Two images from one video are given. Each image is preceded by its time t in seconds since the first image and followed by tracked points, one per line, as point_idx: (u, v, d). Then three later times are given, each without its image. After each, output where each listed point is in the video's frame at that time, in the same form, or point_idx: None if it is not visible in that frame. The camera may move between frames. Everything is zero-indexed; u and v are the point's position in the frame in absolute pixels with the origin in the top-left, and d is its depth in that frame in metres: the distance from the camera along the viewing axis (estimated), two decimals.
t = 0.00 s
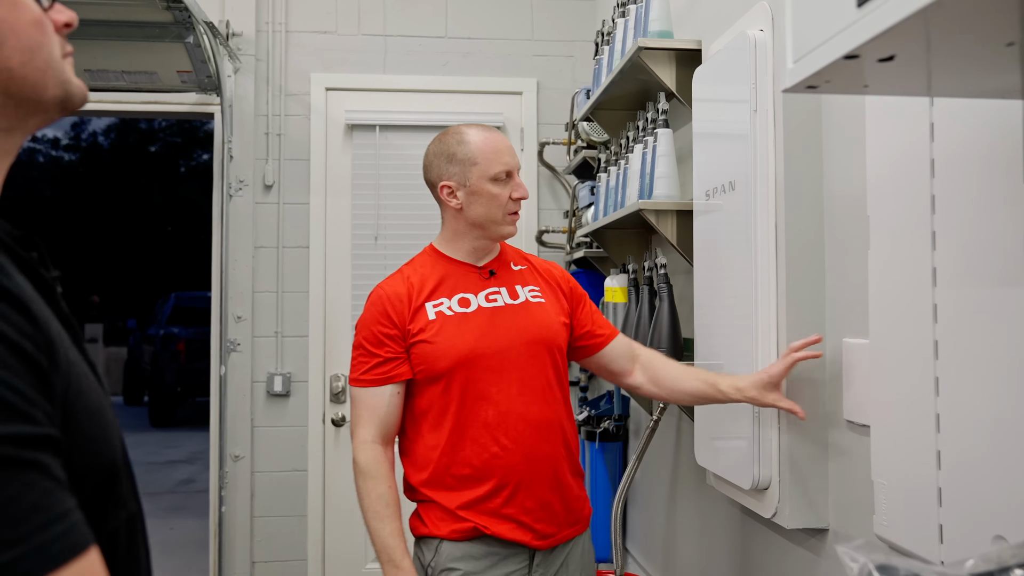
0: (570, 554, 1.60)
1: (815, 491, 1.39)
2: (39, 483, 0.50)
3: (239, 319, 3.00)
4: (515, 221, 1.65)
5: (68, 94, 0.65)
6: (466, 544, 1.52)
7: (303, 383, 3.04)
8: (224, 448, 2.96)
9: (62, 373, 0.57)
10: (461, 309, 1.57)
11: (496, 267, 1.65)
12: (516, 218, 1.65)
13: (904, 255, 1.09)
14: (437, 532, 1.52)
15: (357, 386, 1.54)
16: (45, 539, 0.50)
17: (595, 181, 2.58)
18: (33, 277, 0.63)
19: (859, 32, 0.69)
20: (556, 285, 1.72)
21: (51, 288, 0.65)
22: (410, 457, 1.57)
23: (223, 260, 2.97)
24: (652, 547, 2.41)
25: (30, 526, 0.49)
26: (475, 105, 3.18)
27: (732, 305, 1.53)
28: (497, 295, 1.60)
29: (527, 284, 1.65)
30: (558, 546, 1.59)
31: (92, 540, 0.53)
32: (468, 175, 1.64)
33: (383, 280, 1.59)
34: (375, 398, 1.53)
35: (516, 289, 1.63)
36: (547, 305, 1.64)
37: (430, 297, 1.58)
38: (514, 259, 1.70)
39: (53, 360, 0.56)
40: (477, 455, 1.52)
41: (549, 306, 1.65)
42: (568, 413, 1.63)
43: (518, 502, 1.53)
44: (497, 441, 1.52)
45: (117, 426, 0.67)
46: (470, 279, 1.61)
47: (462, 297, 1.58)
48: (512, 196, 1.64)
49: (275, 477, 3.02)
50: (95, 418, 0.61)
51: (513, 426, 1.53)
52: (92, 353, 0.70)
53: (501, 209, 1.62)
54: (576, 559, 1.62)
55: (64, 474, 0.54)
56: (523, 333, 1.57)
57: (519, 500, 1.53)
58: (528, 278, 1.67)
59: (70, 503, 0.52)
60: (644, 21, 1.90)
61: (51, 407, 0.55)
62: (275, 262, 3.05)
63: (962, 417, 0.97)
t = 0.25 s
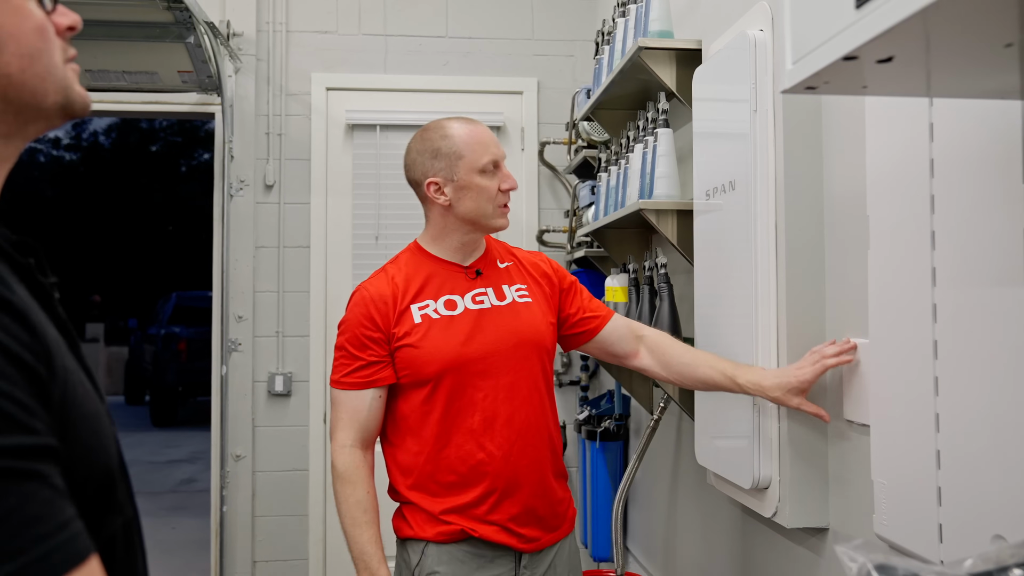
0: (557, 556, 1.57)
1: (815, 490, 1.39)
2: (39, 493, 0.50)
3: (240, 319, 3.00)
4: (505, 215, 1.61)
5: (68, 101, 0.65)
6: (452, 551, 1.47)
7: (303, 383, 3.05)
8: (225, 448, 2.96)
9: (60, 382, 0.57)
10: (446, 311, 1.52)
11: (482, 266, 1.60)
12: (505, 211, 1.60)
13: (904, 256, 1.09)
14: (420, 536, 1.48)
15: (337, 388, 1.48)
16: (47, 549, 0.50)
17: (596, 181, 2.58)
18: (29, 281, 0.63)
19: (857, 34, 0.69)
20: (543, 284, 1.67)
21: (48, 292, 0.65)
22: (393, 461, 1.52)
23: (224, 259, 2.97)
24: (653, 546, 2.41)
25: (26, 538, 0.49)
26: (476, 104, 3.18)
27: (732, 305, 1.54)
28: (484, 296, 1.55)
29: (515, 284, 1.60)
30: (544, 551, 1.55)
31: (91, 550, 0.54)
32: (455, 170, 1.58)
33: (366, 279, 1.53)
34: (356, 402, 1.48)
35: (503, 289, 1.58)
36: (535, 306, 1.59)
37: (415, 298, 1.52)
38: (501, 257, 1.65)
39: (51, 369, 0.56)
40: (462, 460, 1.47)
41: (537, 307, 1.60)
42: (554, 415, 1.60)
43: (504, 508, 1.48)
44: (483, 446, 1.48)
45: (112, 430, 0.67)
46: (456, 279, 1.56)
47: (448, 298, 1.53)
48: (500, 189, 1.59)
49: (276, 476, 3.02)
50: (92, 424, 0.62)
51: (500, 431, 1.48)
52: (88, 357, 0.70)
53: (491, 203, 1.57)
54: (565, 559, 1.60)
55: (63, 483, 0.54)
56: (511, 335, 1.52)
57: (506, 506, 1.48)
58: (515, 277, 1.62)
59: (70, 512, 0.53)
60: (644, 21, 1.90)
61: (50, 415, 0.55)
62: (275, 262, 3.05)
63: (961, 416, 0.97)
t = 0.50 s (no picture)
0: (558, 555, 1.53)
1: (815, 490, 1.39)
2: (28, 491, 0.51)
3: (241, 319, 3.01)
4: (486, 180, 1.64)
5: (52, 100, 0.64)
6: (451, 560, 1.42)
7: (304, 383, 3.05)
8: (226, 448, 2.97)
9: (50, 379, 0.57)
10: (445, 311, 1.48)
11: (474, 264, 1.57)
12: (485, 176, 1.64)
13: (903, 256, 1.09)
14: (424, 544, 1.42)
15: (328, 393, 1.43)
16: (35, 547, 0.51)
17: (596, 181, 2.58)
18: (19, 281, 0.63)
19: (855, 35, 0.69)
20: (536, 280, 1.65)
21: (39, 293, 0.65)
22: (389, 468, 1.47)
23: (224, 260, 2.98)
24: (654, 546, 2.41)
25: (16, 536, 0.50)
26: (476, 104, 3.18)
27: (732, 305, 1.54)
28: (480, 293, 1.52)
29: (508, 282, 1.58)
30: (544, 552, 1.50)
31: (84, 546, 0.54)
32: (423, 149, 1.59)
33: (357, 280, 1.48)
34: (351, 408, 1.42)
35: (496, 285, 1.55)
36: (529, 301, 1.58)
37: (411, 298, 1.48)
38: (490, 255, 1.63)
39: (39, 367, 0.56)
40: (468, 461, 1.43)
41: (531, 303, 1.58)
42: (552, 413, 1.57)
43: (510, 509, 1.45)
44: (488, 446, 1.44)
45: (106, 428, 0.67)
46: (450, 278, 1.52)
47: (445, 297, 1.50)
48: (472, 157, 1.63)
49: (277, 476, 3.02)
50: (84, 422, 0.62)
51: (504, 430, 1.45)
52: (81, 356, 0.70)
53: (471, 172, 1.60)
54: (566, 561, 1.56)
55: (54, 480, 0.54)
56: (511, 332, 1.49)
57: (512, 508, 1.45)
58: (506, 274, 1.60)
59: (61, 509, 0.53)
60: (644, 21, 1.90)
61: (38, 413, 0.55)
62: (276, 262, 3.06)
63: (960, 416, 0.97)
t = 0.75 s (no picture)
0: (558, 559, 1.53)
1: (815, 490, 1.39)
2: (22, 489, 0.51)
3: (242, 319, 3.01)
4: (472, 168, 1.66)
5: (50, 86, 0.65)
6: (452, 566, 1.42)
7: (305, 383, 3.05)
8: (227, 448, 2.97)
9: (46, 379, 0.57)
10: (448, 308, 1.48)
11: (471, 257, 1.57)
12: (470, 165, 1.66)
13: (904, 256, 1.09)
14: (433, 549, 1.43)
15: (335, 401, 1.41)
16: (28, 546, 0.51)
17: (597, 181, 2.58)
18: (17, 281, 0.63)
19: (855, 36, 0.69)
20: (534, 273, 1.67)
21: (37, 293, 0.65)
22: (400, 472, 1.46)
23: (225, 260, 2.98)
24: (655, 546, 2.41)
25: (8, 535, 0.50)
26: (477, 105, 3.18)
27: (733, 305, 1.54)
28: (480, 286, 1.53)
29: (501, 268, 1.58)
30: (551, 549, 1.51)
31: (77, 546, 0.54)
32: (406, 148, 1.60)
33: (358, 284, 1.46)
34: (360, 413, 1.40)
35: (493, 277, 1.56)
36: (527, 292, 1.59)
37: (414, 298, 1.47)
38: (486, 247, 1.63)
39: (35, 366, 0.56)
40: (480, 460, 1.43)
41: (530, 294, 1.59)
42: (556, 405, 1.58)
43: (525, 504, 1.45)
44: (501, 443, 1.44)
45: (104, 428, 0.67)
46: (450, 275, 1.52)
47: (447, 294, 1.49)
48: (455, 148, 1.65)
49: (278, 477, 3.03)
50: (82, 422, 0.62)
51: (516, 425, 1.45)
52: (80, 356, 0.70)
53: (457, 162, 1.62)
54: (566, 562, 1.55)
55: (48, 479, 0.54)
56: (514, 325, 1.50)
57: (527, 502, 1.45)
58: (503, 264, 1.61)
59: (55, 508, 0.53)
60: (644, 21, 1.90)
61: (34, 413, 0.56)
62: (277, 262, 3.06)
63: (961, 416, 0.97)
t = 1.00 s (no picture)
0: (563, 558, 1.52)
1: (815, 490, 1.39)
2: (21, 489, 0.51)
3: (243, 320, 3.01)
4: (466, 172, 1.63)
5: (39, 68, 0.61)
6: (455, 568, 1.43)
7: (306, 384, 3.05)
8: (228, 449, 2.97)
9: (47, 379, 0.57)
10: (441, 309, 1.47)
11: (464, 257, 1.56)
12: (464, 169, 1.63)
13: (905, 256, 1.09)
14: (436, 553, 1.43)
15: (340, 409, 1.42)
16: (28, 545, 0.51)
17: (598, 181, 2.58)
18: (15, 280, 0.63)
19: (856, 36, 0.69)
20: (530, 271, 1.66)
21: (35, 293, 0.65)
22: (405, 477, 1.46)
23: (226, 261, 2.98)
24: (656, 546, 2.41)
25: (8, 535, 0.50)
26: (478, 105, 3.18)
27: (733, 305, 1.54)
28: (473, 285, 1.51)
29: (494, 264, 1.57)
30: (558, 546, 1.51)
31: (79, 545, 0.54)
32: (397, 151, 1.59)
33: (351, 292, 1.47)
34: (365, 419, 1.41)
35: (487, 275, 1.54)
36: (521, 286, 1.58)
37: (409, 301, 1.47)
38: (480, 245, 1.62)
39: (35, 366, 0.56)
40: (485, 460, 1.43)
41: (525, 291, 1.58)
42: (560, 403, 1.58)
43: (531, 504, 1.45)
44: (502, 443, 1.43)
45: (105, 426, 0.67)
46: (443, 276, 1.51)
47: (440, 295, 1.49)
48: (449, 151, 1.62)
49: (279, 477, 3.03)
50: (82, 420, 0.62)
51: (517, 425, 1.45)
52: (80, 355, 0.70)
53: (449, 165, 1.60)
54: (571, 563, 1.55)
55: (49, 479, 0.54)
56: (509, 324, 1.50)
57: (533, 501, 1.45)
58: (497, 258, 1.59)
59: (55, 507, 0.53)
60: (645, 22, 1.90)
61: (34, 413, 0.56)
62: (278, 263, 3.06)
63: (962, 417, 0.97)
